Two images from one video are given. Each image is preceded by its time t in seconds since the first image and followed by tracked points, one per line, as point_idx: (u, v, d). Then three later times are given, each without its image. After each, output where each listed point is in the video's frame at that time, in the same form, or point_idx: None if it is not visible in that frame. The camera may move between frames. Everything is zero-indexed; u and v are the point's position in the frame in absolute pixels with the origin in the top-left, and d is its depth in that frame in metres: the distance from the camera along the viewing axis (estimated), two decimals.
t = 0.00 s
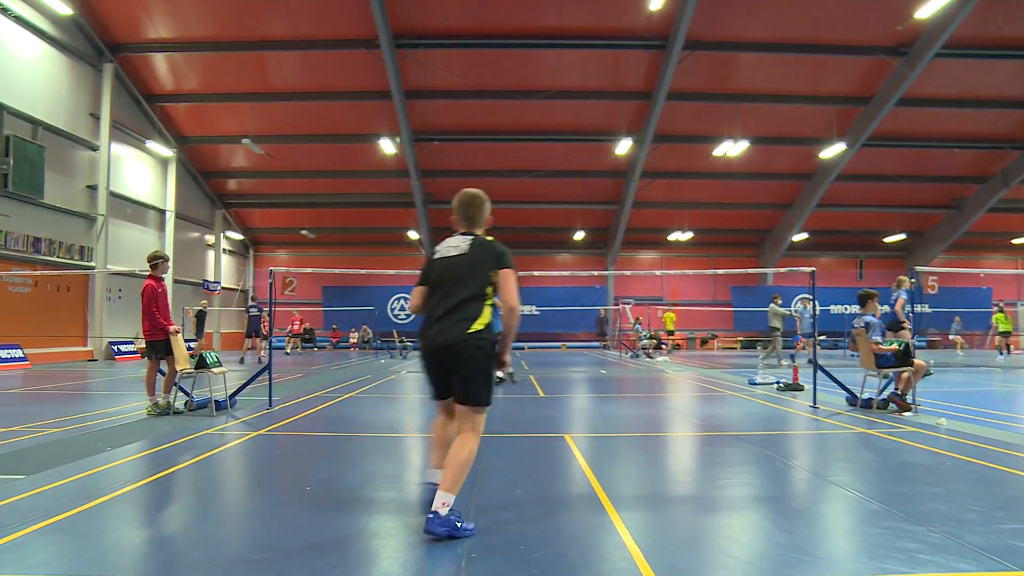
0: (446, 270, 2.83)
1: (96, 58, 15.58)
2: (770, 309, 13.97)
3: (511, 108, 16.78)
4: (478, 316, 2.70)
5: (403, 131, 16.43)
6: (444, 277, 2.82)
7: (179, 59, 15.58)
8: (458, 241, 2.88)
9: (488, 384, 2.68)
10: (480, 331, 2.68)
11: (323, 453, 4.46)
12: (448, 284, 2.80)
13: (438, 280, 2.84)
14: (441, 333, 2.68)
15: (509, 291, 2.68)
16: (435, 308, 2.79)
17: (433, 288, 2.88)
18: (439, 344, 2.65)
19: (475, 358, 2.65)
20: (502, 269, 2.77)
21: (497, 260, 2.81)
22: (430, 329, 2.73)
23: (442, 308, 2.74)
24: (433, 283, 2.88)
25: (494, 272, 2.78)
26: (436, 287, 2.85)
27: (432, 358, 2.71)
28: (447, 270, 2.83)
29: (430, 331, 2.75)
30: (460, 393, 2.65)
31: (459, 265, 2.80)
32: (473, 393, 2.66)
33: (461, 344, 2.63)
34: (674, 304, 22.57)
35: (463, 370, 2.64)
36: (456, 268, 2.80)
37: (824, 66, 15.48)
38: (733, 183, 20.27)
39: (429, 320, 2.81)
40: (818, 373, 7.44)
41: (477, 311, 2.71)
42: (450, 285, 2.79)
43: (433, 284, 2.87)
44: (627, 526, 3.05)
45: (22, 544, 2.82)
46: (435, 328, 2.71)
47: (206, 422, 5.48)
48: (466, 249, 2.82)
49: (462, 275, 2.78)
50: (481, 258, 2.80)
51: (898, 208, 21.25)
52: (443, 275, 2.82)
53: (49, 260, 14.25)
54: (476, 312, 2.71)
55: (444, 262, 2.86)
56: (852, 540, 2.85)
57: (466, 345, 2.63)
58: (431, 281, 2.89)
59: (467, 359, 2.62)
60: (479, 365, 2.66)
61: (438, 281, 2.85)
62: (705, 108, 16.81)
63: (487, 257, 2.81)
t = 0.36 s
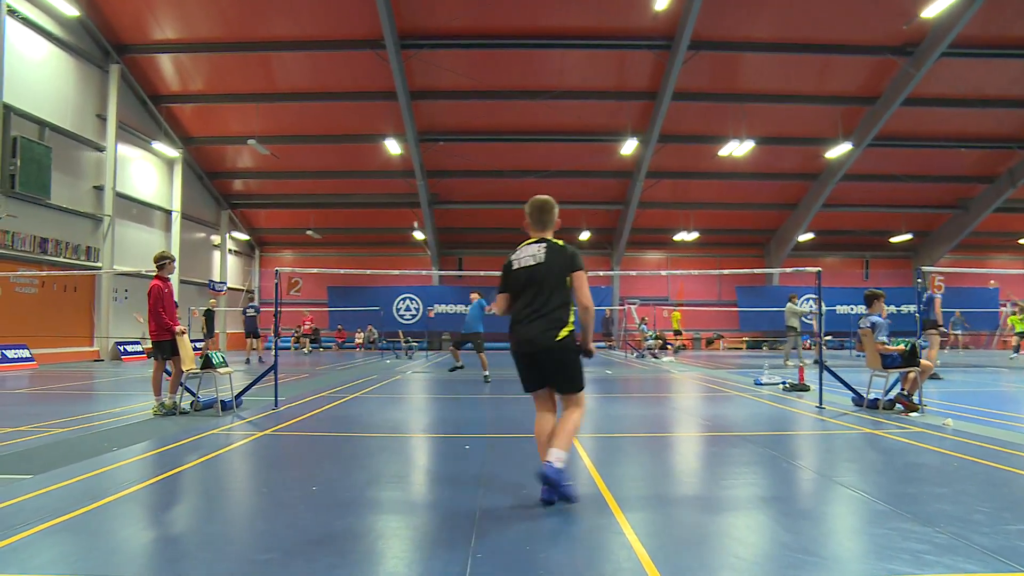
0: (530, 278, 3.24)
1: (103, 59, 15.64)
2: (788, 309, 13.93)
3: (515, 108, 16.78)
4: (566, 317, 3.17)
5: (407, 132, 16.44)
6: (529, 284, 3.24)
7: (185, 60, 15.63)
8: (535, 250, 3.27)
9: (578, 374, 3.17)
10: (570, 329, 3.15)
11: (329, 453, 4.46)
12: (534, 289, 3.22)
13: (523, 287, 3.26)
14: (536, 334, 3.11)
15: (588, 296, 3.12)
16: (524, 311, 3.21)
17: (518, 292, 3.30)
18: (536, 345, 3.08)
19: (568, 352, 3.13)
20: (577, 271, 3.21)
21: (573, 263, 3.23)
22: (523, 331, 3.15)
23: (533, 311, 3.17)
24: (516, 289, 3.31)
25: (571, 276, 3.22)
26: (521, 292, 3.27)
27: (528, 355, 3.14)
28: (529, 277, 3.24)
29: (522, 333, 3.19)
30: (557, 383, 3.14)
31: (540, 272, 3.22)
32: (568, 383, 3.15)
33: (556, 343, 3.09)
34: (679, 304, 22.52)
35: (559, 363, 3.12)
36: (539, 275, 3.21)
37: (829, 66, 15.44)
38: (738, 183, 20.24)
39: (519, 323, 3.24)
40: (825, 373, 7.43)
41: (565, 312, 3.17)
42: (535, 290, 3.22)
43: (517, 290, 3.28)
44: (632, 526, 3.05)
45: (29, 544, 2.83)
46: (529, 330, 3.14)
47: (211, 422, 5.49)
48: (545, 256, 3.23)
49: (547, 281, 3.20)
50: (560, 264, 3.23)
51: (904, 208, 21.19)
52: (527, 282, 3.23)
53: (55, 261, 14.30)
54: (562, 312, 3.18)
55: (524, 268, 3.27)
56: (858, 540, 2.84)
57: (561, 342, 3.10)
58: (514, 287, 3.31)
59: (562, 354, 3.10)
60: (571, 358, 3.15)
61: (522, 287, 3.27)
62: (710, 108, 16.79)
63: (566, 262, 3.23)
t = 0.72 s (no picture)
0: (583, 301, 3.34)
1: (104, 61, 15.66)
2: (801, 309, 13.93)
3: (516, 110, 16.78)
4: (616, 336, 3.38)
5: (408, 133, 16.46)
6: (581, 307, 3.34)
7: (186, 62, 15.65)
8: (587, 275, 3.36)
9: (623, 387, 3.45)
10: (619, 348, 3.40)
11: (330, 454, 4.46)
12: (586, 312, 3.33)
13: (574, 310, 3.34)
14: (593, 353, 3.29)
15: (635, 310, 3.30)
16: (578, 332, 3.31)
17: (567, 313, 3.38)
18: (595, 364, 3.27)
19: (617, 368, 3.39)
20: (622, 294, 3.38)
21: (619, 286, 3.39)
22: (579, 351, 3.27)
23: (587, 332, 3.30)
24: (565, 311, 3.38)
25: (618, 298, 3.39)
26: (572, 314, 3.35)
27: (583, 372, 3.31)
28: (582, 301, 3.34)
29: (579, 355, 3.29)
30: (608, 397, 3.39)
31: (596, 298, 3.33)
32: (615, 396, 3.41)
33: (611, 362, 3.33)
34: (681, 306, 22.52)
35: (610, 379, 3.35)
36: (592, 298, 3.33)
37: (830, 68, 15.44)
38: (740, 185, 20.24)
39: (572, 344, 3.31)
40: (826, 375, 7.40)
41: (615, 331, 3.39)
42: (588, 313, 3.33)
43: (568, 312, 3.37)
44: (634, 528, 3.04)
45: (30, 544, 2.84)
46: (586, 350, 3.28)
47: (212, 424, 5.48)
48: (596, 279, 3.36)
49: (599, 303, 3.34)
50: (609, 288, 3.36)
51: (905, 209, 21.19)
52: (580, 305, 3.34)
53: (57, 262, 14.32)
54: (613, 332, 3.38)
55: (576, 291, 3.35)
56: (860, 542, 2.84)
57: (615, 361, 3.34)
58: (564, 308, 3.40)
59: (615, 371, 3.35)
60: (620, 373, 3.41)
61: (573, 309, 3.35)
62: (711, 110, 16.79)
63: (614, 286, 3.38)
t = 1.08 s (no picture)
0: (552, 298, 3.26)
1: (104, 66, 15.67)
2: (811, 318, 14.46)
3: (516, 114, 16.80)
4: (589, 334, 3.25)
5: (409, 138, 16.48)
6: (552, 304, 3.25)
7: (187, 67, 15.67)
8: (557, 271, 3.27)
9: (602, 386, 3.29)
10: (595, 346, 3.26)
11: (330, 459, 4.45)
12: (555, 309, 3.25)
13: (544, 307, 3.28)
14: (563, 351, 3.18)
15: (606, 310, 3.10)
16: (549, 329, 3.24)
17: (540, 309, 3.32)
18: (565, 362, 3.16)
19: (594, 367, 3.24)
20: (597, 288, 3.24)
21: (594, 280, 3.24)
22: (549, 348, 3.20)
23: (558, 329, 3.22)
24: (537, 308, 3.32)
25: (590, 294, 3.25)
26: (542, 312, 3.30)
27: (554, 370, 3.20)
28: (550, 297, 3.27)
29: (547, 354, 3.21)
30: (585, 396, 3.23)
31: (564, 294, 3.24)
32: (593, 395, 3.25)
33: (581, 361, 3.19)
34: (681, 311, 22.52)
35: (585, 378, 3.21)
36: (563, 295, 3.24)
37: (830, 73, 15.46)
38: (740, 190, 20.26)
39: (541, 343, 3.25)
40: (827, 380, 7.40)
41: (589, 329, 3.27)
42: (559, 309, 3.25)
43: (541, 309, 3.30)
44: (633, 533, 3.04)
45: (28, 550, 2.82)
46: (556, 348, 3.19)
47: (212, 429, 5.47)
48: (568, 276, 3.25)
49: (570, 299, 3.24)
50: (580, 284, 3.25)
51: (905, 214, 21.20)
52: (551, 302, 3.25)
53: (57, 267, 14.31)
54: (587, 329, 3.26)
55: (546, 288, 3.28)
56: (862, 547, 2.84)
57: (589, 360, 3.19)
58: (536, 306, 3.33)
59: (590, 370, 3.20)
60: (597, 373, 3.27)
61: (545, 306, 3.28)
62: (711, 115, 16.81)
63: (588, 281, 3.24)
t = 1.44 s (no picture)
0: (502, 302, 3.03)
1: (105, 76, 15.72)
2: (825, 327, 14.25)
3: (516, 125, 16.83)
4: (536, 344, 2.94)
5: (409, 149, 16.54)
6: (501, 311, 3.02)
7: (187, 78, 15.72)
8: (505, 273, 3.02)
9: (553, 402, 2.94)
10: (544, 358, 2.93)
11: (330, 470, 4.45)
12: (504, 314, 3.02)
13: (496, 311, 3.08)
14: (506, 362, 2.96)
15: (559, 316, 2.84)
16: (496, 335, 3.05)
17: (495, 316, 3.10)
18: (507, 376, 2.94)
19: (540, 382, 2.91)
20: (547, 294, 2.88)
21: (543, 285, 2.89)
22: (496, 358, 3.01)
23: (504, 338, 2.99)
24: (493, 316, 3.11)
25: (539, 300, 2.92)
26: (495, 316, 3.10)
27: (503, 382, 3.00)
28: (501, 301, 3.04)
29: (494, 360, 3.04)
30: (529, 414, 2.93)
31: (510, 299, 2.98)
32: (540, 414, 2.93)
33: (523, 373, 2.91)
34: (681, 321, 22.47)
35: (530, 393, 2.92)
36: (509, 301, 2.99)
37: (829, 83, 15.51)
38: (739, 200, 20.30)
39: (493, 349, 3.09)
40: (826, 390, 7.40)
41: (540, 340, 2.95)
42: (507, 317, 3.00)
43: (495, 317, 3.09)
44: (633, 543, 3.04)
45: (26, 561, 2.81)
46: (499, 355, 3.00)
47: (212, 439, 5.47)
48: (516, 280, 2.96)
49: (517, 307, 2.96)
50: (525, 289, 2.94)
51: (904, 223, 21.23)
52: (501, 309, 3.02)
53: (57, 276, 14.30)
54: (537, 340, 2.95)
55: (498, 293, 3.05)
56: (862, 557, 2.84)
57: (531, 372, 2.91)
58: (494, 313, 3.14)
59: (535, 388, 2.89)
60: (548, 389, 2.93)
61: (497, 312, 3.06)
62: (710, 126, 16.86)
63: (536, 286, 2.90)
